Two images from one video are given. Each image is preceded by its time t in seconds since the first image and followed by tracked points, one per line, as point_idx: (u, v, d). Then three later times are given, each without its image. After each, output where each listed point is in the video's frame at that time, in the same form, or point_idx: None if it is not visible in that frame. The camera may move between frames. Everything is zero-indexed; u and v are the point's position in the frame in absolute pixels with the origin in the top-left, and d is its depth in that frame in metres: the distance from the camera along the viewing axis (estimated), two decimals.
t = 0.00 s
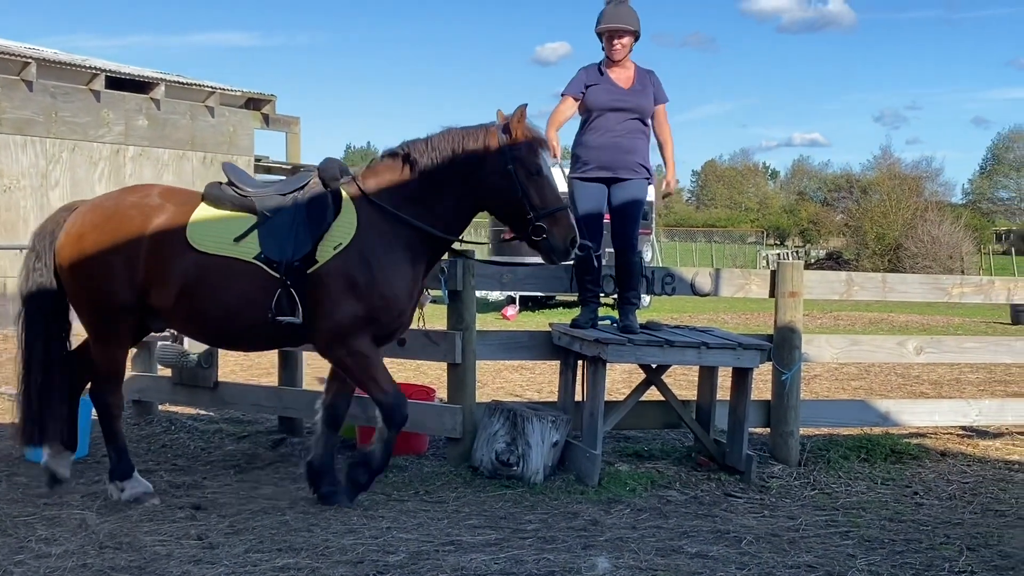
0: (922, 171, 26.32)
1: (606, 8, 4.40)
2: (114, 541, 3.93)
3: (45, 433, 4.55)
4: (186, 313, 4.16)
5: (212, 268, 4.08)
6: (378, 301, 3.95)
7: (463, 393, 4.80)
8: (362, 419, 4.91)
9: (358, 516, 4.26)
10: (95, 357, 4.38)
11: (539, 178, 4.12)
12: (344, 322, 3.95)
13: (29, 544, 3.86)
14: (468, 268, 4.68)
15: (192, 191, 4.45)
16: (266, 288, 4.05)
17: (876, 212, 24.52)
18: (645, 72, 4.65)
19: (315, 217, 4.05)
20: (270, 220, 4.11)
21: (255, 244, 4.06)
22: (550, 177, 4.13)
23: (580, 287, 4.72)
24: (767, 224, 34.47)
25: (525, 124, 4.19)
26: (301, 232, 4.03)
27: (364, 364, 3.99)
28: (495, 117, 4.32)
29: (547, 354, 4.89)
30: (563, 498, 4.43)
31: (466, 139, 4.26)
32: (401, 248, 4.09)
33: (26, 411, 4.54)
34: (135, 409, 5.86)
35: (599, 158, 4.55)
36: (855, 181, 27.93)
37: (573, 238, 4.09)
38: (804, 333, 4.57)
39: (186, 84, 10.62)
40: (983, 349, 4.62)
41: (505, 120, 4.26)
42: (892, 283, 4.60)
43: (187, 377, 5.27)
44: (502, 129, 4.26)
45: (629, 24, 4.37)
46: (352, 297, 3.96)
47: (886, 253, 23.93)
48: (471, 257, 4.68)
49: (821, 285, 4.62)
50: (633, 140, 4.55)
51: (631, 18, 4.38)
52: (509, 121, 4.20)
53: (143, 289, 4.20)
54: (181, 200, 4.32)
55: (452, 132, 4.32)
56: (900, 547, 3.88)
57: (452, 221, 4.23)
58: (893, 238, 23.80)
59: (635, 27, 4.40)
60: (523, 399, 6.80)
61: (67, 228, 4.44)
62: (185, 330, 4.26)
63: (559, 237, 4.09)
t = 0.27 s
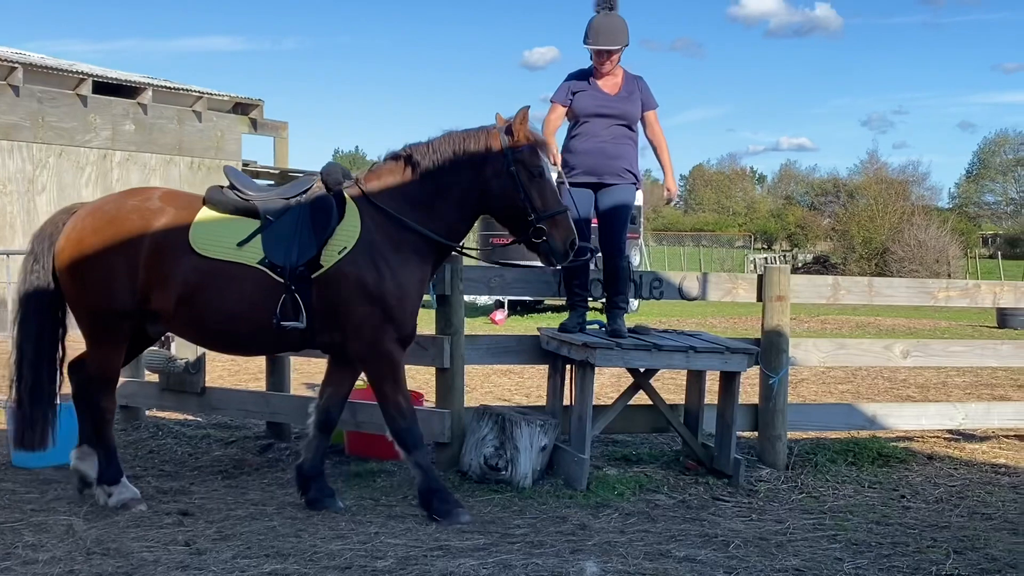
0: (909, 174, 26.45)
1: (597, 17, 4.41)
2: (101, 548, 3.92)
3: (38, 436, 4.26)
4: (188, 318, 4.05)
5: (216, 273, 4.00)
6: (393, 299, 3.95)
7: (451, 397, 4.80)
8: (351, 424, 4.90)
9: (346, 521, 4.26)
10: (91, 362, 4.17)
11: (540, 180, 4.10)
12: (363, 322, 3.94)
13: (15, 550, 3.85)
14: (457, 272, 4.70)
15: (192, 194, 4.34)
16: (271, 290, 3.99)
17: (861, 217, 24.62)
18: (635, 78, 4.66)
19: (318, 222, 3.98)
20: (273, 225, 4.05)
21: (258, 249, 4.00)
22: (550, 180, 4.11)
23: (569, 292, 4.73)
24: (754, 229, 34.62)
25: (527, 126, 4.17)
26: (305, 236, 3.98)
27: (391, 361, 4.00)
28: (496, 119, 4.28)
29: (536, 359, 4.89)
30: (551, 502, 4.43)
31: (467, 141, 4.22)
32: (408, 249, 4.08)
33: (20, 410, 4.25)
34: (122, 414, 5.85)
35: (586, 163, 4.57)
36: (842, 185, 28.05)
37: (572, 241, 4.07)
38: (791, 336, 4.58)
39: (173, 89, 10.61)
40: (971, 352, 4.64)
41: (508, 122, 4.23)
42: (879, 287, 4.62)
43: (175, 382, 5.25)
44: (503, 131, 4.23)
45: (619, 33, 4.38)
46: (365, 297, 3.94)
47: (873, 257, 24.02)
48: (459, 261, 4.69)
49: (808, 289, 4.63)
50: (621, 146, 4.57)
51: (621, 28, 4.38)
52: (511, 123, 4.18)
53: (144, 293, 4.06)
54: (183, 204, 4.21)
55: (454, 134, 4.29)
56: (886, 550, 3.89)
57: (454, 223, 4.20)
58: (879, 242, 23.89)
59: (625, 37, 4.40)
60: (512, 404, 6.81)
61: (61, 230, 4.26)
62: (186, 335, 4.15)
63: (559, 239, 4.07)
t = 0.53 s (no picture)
0: (892, 184, 26.69)
1: (586, 25, 4.42)
2: (88, 555, 3.90)
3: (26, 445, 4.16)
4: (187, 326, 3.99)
5: (218, 280, 3.92)
6: (403, 301, 3.88)
7: (439, 403, 4.80)
8: (338, 430, 4.88)
9: (333, 527, 4.26)
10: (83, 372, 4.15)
11: (546, 183, 4.09)
12: (370, 325, 3.86)
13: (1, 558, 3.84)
14: (444, 278, 4.69)
15: (192, 201, 4.31)
16: (275, 297, 3.90)
17: (847, 222, 24.74)
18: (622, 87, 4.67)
19: (323, 226, 3.93)
20: (276, 231, 3.98)
21: (261, 256, 3.93)
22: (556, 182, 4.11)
23: (556, 297, 4.73)
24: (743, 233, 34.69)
25: (531, 129, 4.16)
26: (309, 241, 3.90)
27: (395, 367, 3.93)
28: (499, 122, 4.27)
29: (523, 364, 4.90)
30: (539, 507, 4.44)
31: (471, 144, 4.19)
32: (415, 252, 4.02)
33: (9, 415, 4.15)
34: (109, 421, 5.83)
35: (571, 170, 4.57)
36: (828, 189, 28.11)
37: (578, 243, 4.08)
38: (778, 341, 4.60)
39: (161, 94, 10.57)
40: (958, 355, 4.66)
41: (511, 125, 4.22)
42: (864, 292, 4.64)
43: (162, 389, 5.23)
44: (508, 134, 4.22)
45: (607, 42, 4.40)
46: (373, 300, 3.86)
47: (859, 261, 24.09)
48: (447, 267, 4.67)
49: (794, 294, 4.65)
50: (605, 154, 4.58)
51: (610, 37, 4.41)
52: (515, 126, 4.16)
53: (143, 300, 4.03)
54: (182, 210, 4.18)
55: (456, 137, 4.26)
56: (873, 554, 3.91)
57: (459, 226, 4.17)
58: (865, 247, 23.94)
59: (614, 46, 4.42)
60: (500, 409, 6.81)
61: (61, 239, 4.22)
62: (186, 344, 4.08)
63: (566, 241, 4.07)
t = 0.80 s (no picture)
0: (882, 183, 26.71)
1: (570, 29, 4.44)
2: (76, 561, 3.89)
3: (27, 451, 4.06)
4: (191, 330, 3.93)
5: (222, 284, 3.87)
6: (409, 303, 3.85)
7: (428, 407, 4.79)
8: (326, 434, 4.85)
9: (322, 532, 4.25)
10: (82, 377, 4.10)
11: (549, 182, 4.08)
12: (375, 328, 3.82)
13: None
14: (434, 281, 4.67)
15: (194, 203, 4.22)
16: (279, 300, 3.86)
17: (834, 225, 24.86)
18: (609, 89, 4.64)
19: (327, 229, 3.88)
20: (280, 234, 3.94)
21: (266, 261, 3.89)
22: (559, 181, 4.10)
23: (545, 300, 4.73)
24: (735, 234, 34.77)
25: (534, 128, 4.12)
26: (313, 245, 3.87)
27: (397, 369, 3.89)
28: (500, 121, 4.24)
29: (512, 367, 4.90)
30: (528, 511, 4.44)
31: (474, 144, 4.16)
32: (421, 254, 3.99)
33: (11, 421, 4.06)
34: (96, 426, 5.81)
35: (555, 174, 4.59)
36: (815, 192, 28.22)
37: (581, 241, 4.10)
38: (765, 344, 4.60)
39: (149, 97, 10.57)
40: (945, 358, 4.67)
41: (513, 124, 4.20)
42: (852, 294, 4.65)
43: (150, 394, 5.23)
44: (510, 132, 4.19)
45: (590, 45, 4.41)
46: (379, 302, 3.82)
47: (846, 264, 24.18)
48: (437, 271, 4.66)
49: (782, 297, 4.65)
50: (589, 158, 4.59)
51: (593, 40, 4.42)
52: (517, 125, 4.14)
53: (145, 305, 3.95)
54: (184, 213, 4.10)
55: (458, 137, 4.22)
56: (862, 557, 3.92)
57: (463, 226, 4.14)
58: (852, 250, 24.04)
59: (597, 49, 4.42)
60: (489, 412, 6.81)
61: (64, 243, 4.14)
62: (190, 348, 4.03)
63: (569, 240, 4.08)
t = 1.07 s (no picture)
0: (870, 182, 26.86)
1: (554, 26, 4.45)
2: (64, 562, 3.86)
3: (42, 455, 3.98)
4: (194, 331, 3.84)
5: (226, 285, 3.79)
6: (416, 304, 3.82)
7: (416, 408, 4.80)
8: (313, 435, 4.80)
9: (310, 533, 4.23)
10: (84, 379, 4.02)
11: (556, 178, 4.07)
12: (381, 328, 3.78)
13: None
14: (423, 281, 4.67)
15: (200, 202, 4.12)
16: (285, 302, 3.80)
17: (823, 224, 24.96)
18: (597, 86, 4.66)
19: (334, 227, 3.84)
20: (286, 235, 3.86)
21: (274, 259, 3.81)
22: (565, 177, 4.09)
23: (534, 299, 4.71)
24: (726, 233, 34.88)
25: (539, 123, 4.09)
26: (320, 245, 3.81)
27: (399, 370, 3.87)
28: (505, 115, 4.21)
29: (502, 367, 4.89)
30: (517, 511, 4.43)
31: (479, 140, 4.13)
32: (427, 253, 3.97)
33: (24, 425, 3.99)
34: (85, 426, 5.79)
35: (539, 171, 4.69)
36: (803, 192, 28.29)
37: (588, 237, 4.10)
38: (754, 343, 4.60)
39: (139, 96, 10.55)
40: (933, 357, 4.67)
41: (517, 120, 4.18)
42: (840, 293, 4.66)
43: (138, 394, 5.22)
44: (516, 128, 4.17)
45: (573, 42, 4.40)
46: (386, 302, 3.78)
47: (834, 263, 24.29)
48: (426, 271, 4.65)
49: (771, 296, 4.65)
50: (572, 156, 4.66)
51: (576, 37, 4.40)
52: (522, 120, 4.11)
53: (146, 306, 3.86)
54: (187, 212, 4.00)
55: (464, 134, 4.20)
56: (850, 556, 3.92)
57: (469, 223, 4.12)
58: (841, 249, 24.16)
59: (579, 46, 4.42)
60: (479, 412, 6.81)
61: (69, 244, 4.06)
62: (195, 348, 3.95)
63: (577, 236, 4.07)
